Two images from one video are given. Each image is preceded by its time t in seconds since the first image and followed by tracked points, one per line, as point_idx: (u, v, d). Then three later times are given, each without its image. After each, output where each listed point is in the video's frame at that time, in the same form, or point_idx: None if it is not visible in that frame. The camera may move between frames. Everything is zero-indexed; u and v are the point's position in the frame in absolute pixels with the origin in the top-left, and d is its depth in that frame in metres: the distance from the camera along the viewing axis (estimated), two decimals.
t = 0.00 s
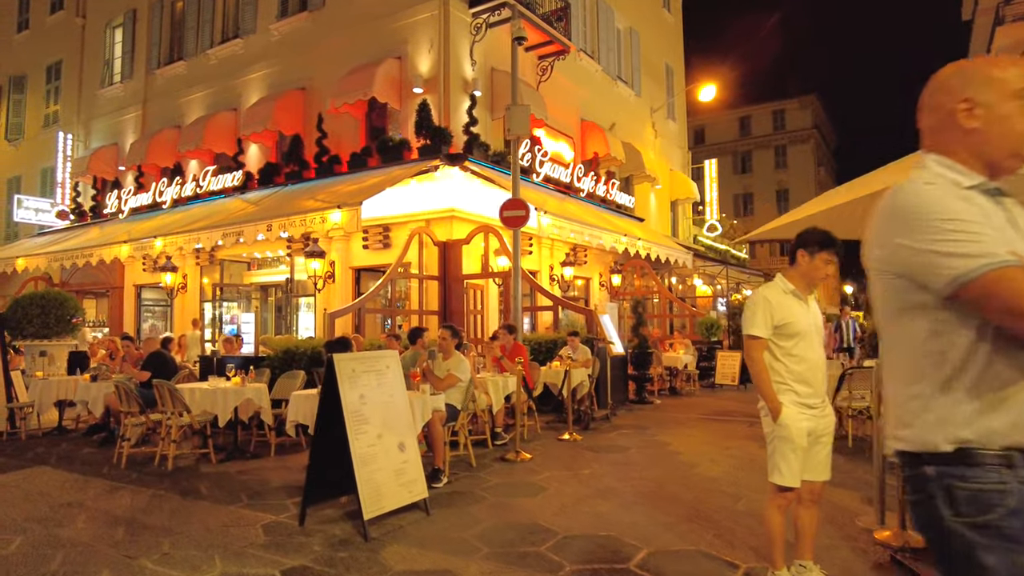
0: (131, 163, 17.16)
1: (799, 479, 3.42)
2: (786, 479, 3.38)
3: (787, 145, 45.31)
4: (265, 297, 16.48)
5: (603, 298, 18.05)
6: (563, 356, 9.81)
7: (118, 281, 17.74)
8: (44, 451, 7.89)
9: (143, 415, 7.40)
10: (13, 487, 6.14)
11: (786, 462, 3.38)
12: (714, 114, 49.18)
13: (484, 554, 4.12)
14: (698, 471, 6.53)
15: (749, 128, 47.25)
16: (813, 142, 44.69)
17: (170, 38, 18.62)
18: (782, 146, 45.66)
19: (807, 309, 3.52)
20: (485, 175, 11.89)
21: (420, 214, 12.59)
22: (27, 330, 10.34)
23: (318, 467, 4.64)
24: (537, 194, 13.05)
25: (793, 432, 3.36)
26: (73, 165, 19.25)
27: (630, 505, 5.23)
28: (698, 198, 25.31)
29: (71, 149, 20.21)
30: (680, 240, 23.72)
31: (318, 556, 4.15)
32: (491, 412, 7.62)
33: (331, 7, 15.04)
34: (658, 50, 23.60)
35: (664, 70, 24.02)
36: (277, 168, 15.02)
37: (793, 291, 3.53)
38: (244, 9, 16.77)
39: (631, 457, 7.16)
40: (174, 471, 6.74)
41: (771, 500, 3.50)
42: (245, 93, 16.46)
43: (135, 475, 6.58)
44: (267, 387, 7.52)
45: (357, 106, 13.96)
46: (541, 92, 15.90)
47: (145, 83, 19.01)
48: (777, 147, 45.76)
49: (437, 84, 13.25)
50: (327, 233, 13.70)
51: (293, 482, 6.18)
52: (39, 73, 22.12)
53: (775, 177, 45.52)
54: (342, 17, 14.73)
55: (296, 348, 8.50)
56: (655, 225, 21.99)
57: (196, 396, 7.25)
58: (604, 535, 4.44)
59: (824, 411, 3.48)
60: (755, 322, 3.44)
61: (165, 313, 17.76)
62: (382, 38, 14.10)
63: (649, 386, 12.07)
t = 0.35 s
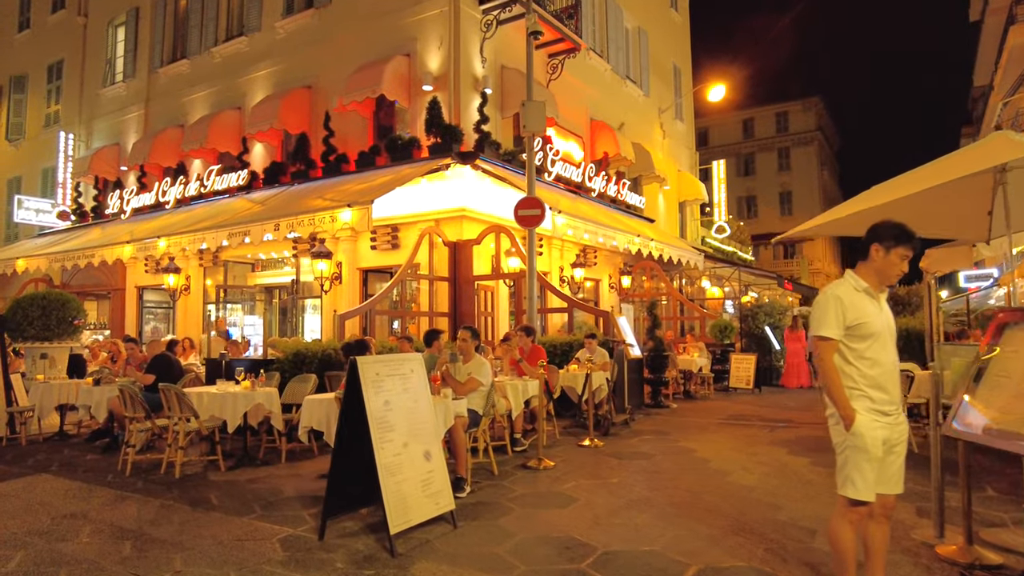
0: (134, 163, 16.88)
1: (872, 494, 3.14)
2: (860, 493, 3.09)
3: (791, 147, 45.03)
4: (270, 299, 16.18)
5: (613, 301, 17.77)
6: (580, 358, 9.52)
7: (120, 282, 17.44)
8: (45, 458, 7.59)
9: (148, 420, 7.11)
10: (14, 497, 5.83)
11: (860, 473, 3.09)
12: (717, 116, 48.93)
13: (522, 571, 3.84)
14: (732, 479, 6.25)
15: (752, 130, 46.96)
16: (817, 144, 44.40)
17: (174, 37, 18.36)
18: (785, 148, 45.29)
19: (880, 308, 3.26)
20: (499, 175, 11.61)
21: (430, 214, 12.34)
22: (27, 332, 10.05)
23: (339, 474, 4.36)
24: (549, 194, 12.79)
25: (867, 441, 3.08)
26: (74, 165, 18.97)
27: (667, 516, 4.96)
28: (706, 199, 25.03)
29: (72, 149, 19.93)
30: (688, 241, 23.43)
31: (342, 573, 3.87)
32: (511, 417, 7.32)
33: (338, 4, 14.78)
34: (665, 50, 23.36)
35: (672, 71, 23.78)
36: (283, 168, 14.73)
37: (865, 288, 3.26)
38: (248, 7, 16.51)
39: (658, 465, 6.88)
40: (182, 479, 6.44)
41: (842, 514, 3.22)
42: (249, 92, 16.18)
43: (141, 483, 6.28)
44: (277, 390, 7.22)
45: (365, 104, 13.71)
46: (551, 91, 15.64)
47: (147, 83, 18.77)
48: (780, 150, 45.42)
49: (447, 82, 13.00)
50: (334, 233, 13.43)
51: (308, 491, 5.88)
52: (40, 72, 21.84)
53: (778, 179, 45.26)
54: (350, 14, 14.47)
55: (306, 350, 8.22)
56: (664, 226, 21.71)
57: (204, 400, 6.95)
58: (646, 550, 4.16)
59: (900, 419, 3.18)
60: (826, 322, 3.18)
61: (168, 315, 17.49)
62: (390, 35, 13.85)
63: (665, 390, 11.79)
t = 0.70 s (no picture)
0: (134, 162, 16.50)
1: (976, 522, 2.78)
2: (963, 521, 2.75)
3: (793, 148, 44.70)
4: (273, 300, 15.80)
5: (623, 302, 17.43)
6: (598, 362, 9.16)
7: (118, 283, 17.05)
8: (42, 469, 7.20)
9: (151, 429, 6.74)
10: (9, 514, 5.46)
11: (964, 498, 2.74)
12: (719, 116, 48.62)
13: None
14: (772, 493, 5.92)
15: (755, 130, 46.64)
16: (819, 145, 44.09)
17: (174, 33, 18.00)
18: (788, 149, 44.75)
19: (980, 311, 2.89)
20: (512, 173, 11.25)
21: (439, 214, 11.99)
22: (23, 335, 9.65)
23: (364, 489, 4.03)
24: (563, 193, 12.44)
25: (972, 463, 2.72)
26: (72, 164, 18.59)
27: (713, 536, 4.62)
28: (714, 200, 24.70)
29: (70, 148, 19.55)
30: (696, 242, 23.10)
31: None
32: (533, 427, 6.95)
33: None
34: (673, 48, 23.04)
35: (679, 69, 23.47)
36: (287, 166, 14.36)
37: (963, 289, 2.90)
38: (251, 2, 16.14)
39: (691, 477, 6.54)
40: (187, 492, 6.07)
41: (940, 544, 2.87)
42: (252, 89, 15.81)
43: (145, 498, 5.90)
44: (287, 398, 6.86)
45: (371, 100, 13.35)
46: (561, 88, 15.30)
47: (147, 80, 18.41)
48: (783, 150, 45.04)
49: (456, 77, 12.65)
50: (340, 233, 13.07)
51: (324, 507, 5.51)
52: (38, 70, 21.46)
53: (780, 180, 44.97)
54: (357, 9, 14.11)
55: (315, 355, 7.88)
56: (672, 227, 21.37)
57: (210, 409, 6.59)
58: None
59: (1006, 437, 2.82)
60: (922, 328, 2.82)
61: (168, 317, 17.11)
62: (398, 30, 13.50)
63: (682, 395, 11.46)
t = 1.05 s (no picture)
0: (138, 165, 16.24)
1: None
2: None
3: (797, 155, 44.44)
4: (279, 306, 15.48)
5: (635, 308, 17.13)
6: (621, 369, 8.85)
7: (121, 289, 16.74)
8: (44, 479, 6.88)
9: (161, 438, 6.42)
10: (12, 528, 5.14)
11: None
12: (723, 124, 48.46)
13: None
14: (817, 505, 5.61)
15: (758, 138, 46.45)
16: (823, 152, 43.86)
17: (180, 36, 17.79)
18: (791, 156, 44.58)
19: None
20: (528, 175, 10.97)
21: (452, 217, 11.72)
22: (25, 340, 9.33)
23: (400, 499, 3.75)
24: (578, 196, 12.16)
25: None
26: (75, 168, 18.31)
27: (767, 552, 4.32)
28: (723, 206, 24.43)
29: (73, 152, 19.29)
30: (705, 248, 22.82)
31: None
32: (559, 435, 6.62)
33: None
34: (681, 53, 22.85)
35: (688, 74, 23.27)
36: (295, 169, 14.10)
37: None
38: (258, 4, 15.92)
39: (728, 489, 6.23)
40: (200, 505, 5.75)
41: None
42: (259, 92, 15.57)
43: (156, 511, 5.59)
44: (304, 405, 6.56)
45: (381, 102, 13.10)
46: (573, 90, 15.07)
47: (152, 83, 18.18)
48: (786, 158, 44.78)
49: (469, 78, 12.41)
50: (350, 236, 12.78)
51: (345, 521, 5.19)
52: (41, 74, 21.24)
53: (784, 187, 44.73)
54: (367, 10, 13.89)
55: (330, 361, 7.59)
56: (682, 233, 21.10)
57: (223, 416, 6.28)
58: None
59: None
60: None
61: (172, 323, 16.80)
62: (409, 31, 13.27)
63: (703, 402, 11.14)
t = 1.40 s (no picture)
0: (142, 167, 15.97)
1: None
2: None
3: (801, 159, 44.07)
4: (286, 310, 15.18)
5: (646, 313, 16.83)
6: (643, 377, 8.56)
7: (124, 293, 16.47)
8: (48, 492, 6.59)
9: (170, 450, 6.13)
10: (14, 547, 4.84)
11: None
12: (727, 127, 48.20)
13: None
14: (864, 521, 5.31)
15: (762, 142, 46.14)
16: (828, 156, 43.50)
17: (186, 37, 17.55)
18: (796, 161, 44.30)
19: None
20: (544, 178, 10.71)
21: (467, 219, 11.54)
22: (27, 346, 9.04)
23: (440, 521, 3.50)
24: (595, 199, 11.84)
25: None
26: (79, 170, 18.06)
27: None
28: (733, 209, 24.15)
29: (77, 154, 19.04)
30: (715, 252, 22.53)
31: None
32: (587, 447, 6.30)
33: None
34: (691, 55, 22.62)
35: (697, 77, 23.04)
36: (304, 171, 13.83)
37: None
38: (265, 4, 15.67)
39: (766, 504, 5.92)
40: (212, 521, 5.45)
41: None
42: (266, 93, 15.31)
43: (166, 528, 5.29)
44: (320, 415, 6.28)
45: (392, 102, 12.85)
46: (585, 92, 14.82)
47: (157, 84, 17.92)
48: (790, 162, 44.38)
49: (482, 78, 12.15)
50: (359, 239, 12.53)
51: (368, 539, 4.89)
52: (45, 75, 21.01)
53: (789, 191, 44.43)
54: (377, 9, 13.64)
55: (346, 368, 7.32)
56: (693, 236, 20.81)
57: (236, 427, 6.00)
58: None
59: None
60: None
61: (175, 328, 16.52)
62: (421, 31, 13.01)
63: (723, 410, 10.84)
